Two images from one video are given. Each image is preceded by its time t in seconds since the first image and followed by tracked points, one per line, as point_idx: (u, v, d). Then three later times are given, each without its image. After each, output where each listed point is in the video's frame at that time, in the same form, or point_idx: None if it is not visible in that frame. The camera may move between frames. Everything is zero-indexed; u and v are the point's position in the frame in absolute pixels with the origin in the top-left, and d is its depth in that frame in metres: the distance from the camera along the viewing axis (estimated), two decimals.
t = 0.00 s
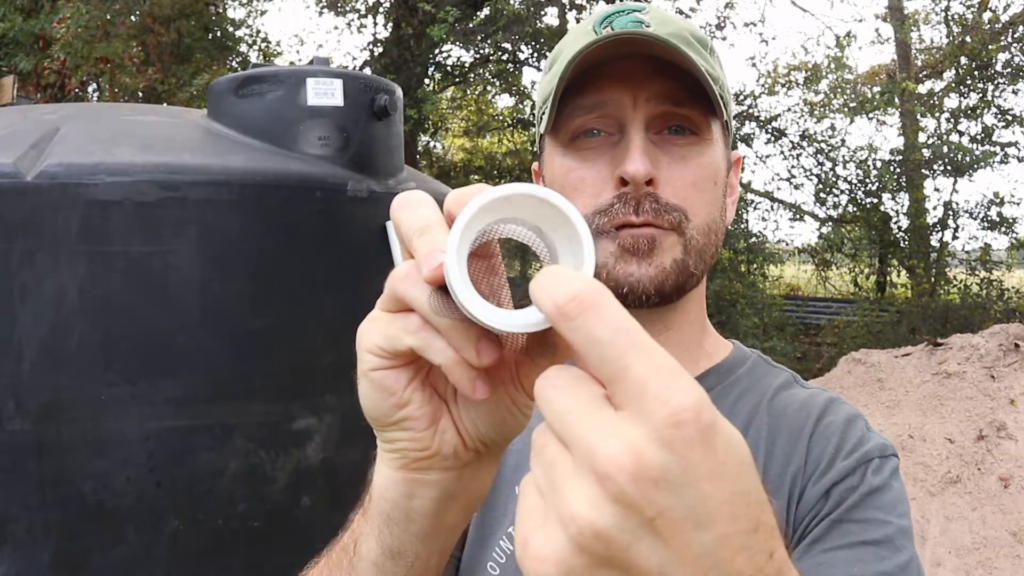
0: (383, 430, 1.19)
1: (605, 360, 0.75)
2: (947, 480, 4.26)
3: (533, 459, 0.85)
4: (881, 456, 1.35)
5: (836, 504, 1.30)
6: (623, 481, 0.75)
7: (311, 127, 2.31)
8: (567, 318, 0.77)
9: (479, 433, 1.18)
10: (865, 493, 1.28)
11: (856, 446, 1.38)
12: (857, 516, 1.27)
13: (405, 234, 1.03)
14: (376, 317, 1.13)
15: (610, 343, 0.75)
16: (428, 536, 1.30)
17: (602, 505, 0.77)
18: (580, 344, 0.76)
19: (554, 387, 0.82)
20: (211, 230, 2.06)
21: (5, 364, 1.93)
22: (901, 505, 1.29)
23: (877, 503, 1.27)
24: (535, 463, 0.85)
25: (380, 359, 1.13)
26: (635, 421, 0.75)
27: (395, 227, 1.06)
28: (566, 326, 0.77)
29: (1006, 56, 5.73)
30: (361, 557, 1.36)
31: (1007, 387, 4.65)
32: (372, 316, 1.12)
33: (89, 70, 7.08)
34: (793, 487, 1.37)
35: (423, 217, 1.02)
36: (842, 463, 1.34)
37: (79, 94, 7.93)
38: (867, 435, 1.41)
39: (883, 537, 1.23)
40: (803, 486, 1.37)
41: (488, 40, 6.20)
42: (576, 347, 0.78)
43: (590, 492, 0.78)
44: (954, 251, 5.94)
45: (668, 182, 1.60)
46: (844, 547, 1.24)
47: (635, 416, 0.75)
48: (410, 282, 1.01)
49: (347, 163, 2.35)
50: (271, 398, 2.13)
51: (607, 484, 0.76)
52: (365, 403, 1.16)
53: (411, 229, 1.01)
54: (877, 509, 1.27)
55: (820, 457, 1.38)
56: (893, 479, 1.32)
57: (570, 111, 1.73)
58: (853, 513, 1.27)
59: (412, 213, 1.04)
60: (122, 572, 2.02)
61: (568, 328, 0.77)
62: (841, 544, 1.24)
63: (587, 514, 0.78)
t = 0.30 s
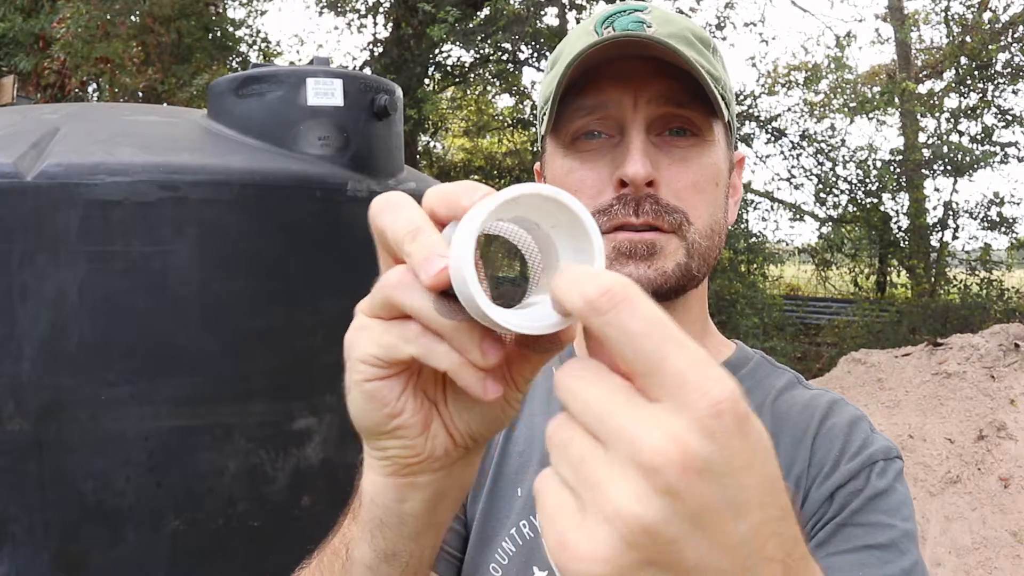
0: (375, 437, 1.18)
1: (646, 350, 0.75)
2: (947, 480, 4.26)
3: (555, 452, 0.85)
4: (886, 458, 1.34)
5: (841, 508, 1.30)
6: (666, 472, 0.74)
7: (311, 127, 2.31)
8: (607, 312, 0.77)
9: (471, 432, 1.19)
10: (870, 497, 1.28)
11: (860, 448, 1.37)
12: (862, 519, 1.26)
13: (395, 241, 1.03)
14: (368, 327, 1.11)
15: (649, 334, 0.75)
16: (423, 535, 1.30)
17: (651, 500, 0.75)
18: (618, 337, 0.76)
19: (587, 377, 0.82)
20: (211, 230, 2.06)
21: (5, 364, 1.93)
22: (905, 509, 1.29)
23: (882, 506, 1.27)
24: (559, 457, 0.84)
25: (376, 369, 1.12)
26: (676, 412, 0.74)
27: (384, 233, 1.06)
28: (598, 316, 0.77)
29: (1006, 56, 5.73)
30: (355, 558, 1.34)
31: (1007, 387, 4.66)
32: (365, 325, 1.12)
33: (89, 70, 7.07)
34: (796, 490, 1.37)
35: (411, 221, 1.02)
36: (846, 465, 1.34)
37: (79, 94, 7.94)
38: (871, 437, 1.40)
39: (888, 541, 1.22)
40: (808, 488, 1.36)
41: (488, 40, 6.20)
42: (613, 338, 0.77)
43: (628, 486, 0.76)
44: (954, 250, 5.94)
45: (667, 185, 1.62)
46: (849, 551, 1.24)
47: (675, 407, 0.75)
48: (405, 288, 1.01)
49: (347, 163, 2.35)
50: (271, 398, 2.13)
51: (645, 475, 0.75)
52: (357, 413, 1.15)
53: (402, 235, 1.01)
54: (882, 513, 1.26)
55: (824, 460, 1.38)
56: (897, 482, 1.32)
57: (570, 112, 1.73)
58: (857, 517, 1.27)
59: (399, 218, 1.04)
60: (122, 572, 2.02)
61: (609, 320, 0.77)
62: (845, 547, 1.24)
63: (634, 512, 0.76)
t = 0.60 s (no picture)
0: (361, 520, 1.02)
1: (693, 324, 0.72)
2: (947, 480, 4.26)
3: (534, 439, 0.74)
4: (890, 462, 1.32)
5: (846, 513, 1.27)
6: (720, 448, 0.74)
7: (311, 127, 2.31)
8: (629, 282, 0.72)
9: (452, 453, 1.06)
10: (875, 502, 1.25)
11: (863, 452, 1.34)
12: (867, 524, 1.24)
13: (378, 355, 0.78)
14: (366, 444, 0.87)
15: (683, 302, 0.72)
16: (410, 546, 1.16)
17: (706, 481, 0.74)
18: (651, 310, 0.71)
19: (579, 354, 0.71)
20: (211, 230, 2.06)
21: (5, 365, 1.93)
22: (910, 514, 1.27)
23: (887, 511, 1.25)
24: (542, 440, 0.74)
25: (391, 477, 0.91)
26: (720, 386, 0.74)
27: (350, 336, 0.79)
28: (608, 287, 0.72)
29: (1006, 56, 5.73)
30: None
31: (1007, 387, 4.66)
32: (339, 443, 0.87)
33: (89, 70, 7.07)
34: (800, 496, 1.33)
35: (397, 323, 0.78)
36: (850, 470, 1.31)
37: (79, 94, 7.93)
38: (874, 441, 1.37)
39: (894, 547, 1.20)
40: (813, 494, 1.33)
41: (488, 40, 6.20)
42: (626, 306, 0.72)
43: (660, 462, 0.74)
44: (954, 250, 5.95)
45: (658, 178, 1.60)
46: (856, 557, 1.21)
47: (722, 383, 0.74)
48: (407, 404, 0.82)
49: (347, 164, 2.35)
50: (271, 398, 2.13)
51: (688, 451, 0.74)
52: (359, 509, 0.96)
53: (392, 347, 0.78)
54: (887, 518, 1.24)
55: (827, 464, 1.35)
56: (901, 487, 1.29)
57: (568, 109, 1.74)
58: (863, 522, 1.24)
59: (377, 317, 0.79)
60: (122, 572, 2.02)
61: (590, 281, 0.72)
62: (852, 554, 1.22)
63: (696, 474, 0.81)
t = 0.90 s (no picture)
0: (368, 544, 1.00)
1: (734, 347, 0.71)
2: (947, 480, 4.26)
3: (557, 443, 0.75)
4: (890, 463, 1.32)
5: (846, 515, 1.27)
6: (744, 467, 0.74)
7: (311, 127, 2.31)
8: (673, 300, 0.70)
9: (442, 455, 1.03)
10: (875, 504, 1.25)
11: (863, 453, 1.34)
12: (867, 527, 1.24)
13: (366, 391, 0.76)
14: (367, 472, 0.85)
15: (728, 323, 0.71)
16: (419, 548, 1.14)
17: (724, 497, 0.75)
18: (696, 332, 0.70)
19: (610, 369, 0.71)
20: (211, 230, 2.06)
21: (5, 364, 1.93)
22: (909, 515, 1.27)
23: (887, 513, 1.25)
24: (566, 444, 0.75)
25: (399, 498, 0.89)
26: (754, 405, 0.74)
27: (332, 379, 0.77)
28: (648, 304, 0.70)
29: (1006, 56, 5.73)
30: None
31: (1007, 387, 4.66)
32: (343, 475, 0.85)
33: (89, 70, 7.08)
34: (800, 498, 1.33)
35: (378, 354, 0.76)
36: (850, 471, 1.31)
37: (79, 94, 7.93)
38: (873, 442, 1.37)
39: (893, 550, 1.20)
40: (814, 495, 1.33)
41: (488, 40, 6.20)
42: (667, 324, 0.70)
43: (686, 474, 0.75)
44: (954, 250, 5.95)
45: (650, 171, 1.59)
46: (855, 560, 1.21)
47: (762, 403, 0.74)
48: (404, 432, 0.80)
49: (347, 164, 2.35)
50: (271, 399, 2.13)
51: (713, 469, 0.75)
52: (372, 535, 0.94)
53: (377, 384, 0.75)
54: (886, 520, 1.24)
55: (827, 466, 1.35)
56: (900, 488, 1.29)
57: (561, 109, 1.75)
58: (864, 524, 1.24)
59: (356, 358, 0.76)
60: (122, 572, 2.02)
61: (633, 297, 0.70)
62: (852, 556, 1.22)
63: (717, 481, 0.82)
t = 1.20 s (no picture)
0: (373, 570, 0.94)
1: (737, 387, 0.63)
2: (947, 480, 4.26)
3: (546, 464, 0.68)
4: (886, 460, 1.30)
5: (842, 512, 1.24)
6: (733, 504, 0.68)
7: (311, 127, 2.31)
8: (679, 337, 0.62)
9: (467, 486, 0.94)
10: (871, 501, 1.23)
11: (859, 451, 1.32)
12: (864, 524, 1.21)
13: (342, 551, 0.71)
14: None
15: (734, 362, 0.63)
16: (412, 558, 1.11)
17: (709, 528, 0.69)
18: (696, 368, 0.62)
19: (605, 396, 0.64)
20: (211, 230, 2.06)
21: (5, 364, 1.93)
22: (906, 514, 1.23)
23: (883, 510, 1.22)
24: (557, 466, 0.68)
25: None
26: (755, 444, 0.66)
27: None
28: (653, 334, 0.63)
29: (1006, 56, 5.72)
30: None
31: (1007, 387, 4.66)
32: None
33: (89, 70, 7.08)
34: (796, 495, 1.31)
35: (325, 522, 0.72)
36: (847, 468, 1.29)
37: (79, 94, 7.93)
38: (870, 441, 1.35)
39: (890, 547, 1.17)
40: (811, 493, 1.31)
41: (488, 40, 6.20)
42: (671, 354, 0.63)
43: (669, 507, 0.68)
44: (954, 250, 5.95)
45: (645, 171, 1.58)
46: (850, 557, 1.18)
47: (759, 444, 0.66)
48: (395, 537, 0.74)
49: (347, 164, 2.35)
50: (271, 398, 2.13)
51: (704, 504, 0.68)
52: None
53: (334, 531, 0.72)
54: (884, 518, 1.21)
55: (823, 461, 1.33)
56: (897, 486, 1.27)
57: (553, 111, 1.74)
58: (860, 521, 1.21)
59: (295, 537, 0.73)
60: (122, 572, 2.02)
61: (635, 323, 0.63)
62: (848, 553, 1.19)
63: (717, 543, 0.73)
